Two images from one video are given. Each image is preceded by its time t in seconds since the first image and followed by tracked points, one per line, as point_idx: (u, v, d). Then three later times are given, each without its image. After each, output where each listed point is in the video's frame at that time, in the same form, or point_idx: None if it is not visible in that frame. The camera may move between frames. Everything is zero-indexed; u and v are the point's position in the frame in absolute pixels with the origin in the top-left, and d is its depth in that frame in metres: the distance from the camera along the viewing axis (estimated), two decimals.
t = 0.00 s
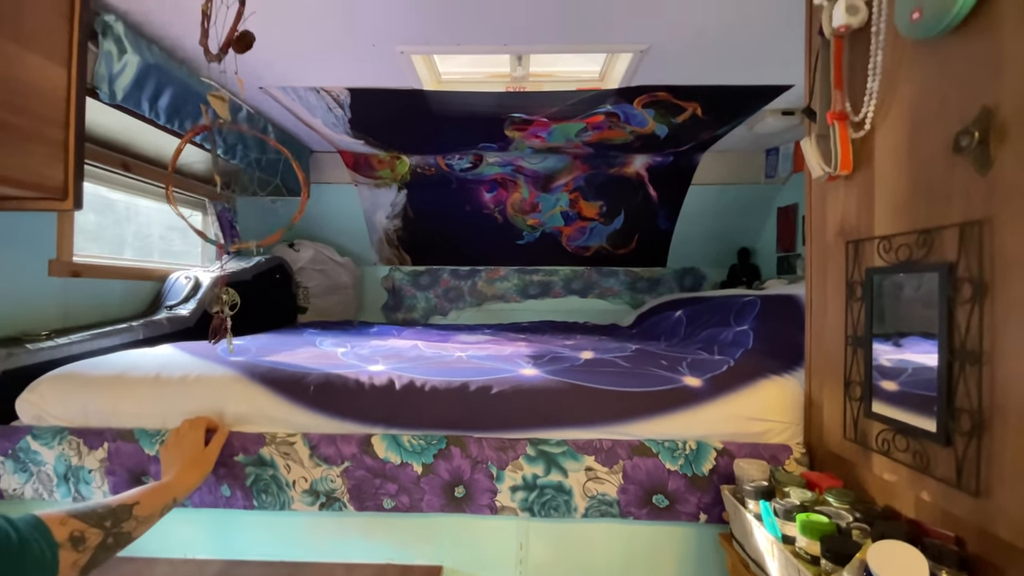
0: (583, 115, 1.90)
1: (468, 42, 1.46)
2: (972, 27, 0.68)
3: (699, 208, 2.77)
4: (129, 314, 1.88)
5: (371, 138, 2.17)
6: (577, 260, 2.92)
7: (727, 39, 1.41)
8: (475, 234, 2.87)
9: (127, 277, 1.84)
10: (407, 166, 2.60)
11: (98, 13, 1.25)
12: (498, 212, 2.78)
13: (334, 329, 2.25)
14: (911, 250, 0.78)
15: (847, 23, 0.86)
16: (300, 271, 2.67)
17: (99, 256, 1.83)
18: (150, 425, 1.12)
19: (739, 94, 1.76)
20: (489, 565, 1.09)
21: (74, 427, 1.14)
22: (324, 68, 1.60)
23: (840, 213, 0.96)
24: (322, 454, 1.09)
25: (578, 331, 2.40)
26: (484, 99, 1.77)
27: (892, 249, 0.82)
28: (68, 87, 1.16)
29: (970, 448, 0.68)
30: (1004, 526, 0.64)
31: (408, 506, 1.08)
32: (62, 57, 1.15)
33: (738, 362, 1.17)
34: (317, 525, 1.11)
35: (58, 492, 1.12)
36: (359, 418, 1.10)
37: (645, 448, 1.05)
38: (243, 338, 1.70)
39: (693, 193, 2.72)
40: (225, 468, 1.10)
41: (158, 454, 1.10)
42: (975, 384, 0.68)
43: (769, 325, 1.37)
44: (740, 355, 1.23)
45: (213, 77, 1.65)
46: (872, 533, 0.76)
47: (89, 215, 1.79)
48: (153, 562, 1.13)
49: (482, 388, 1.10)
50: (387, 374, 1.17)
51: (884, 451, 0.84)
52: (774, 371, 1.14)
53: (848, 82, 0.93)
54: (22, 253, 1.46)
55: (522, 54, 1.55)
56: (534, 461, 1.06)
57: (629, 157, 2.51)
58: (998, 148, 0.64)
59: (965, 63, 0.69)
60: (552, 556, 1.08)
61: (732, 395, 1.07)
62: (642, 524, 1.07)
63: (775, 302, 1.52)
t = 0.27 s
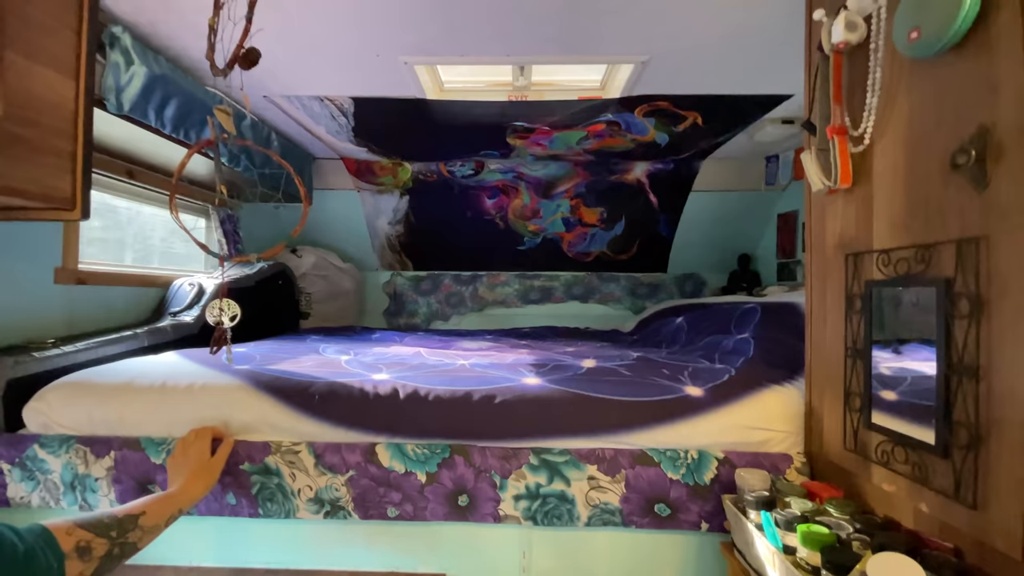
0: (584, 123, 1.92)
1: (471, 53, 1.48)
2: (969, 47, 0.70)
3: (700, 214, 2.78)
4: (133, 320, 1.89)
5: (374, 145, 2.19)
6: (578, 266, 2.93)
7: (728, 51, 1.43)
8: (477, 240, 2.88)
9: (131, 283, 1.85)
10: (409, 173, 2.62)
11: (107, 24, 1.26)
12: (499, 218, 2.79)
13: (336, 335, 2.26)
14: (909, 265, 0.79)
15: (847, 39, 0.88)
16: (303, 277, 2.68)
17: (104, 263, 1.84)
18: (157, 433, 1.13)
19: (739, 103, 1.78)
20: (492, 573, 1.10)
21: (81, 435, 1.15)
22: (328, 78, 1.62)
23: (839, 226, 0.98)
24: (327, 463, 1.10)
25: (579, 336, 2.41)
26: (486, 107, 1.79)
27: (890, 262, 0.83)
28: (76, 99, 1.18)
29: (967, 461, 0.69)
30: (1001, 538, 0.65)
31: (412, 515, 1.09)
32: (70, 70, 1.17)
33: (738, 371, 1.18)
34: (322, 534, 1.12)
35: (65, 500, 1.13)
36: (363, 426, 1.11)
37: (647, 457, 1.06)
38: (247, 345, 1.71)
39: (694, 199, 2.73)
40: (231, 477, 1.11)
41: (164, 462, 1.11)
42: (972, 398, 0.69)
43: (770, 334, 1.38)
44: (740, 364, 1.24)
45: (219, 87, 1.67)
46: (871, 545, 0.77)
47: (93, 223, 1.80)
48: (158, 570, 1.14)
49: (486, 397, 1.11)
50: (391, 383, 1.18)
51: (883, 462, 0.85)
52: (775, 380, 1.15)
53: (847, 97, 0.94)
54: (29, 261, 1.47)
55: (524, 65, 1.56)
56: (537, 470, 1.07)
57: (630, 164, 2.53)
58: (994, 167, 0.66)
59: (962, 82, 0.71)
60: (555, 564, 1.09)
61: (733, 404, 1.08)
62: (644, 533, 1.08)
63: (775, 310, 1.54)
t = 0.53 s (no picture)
0: (587, 132, 1.93)
1: (476, 65, 1.50)
2: (965, 72, 0.71)
3: (701, 222, 2.80)
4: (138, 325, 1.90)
5: (378, 152, 2.21)
6: (579, 272, 2.94)
7: (729, 64, 1.45)
8: (479, 246, 2.90)
9: (136, 288, 1.87)
10: (412, 179, 2.63)
11: (117, 35, 1.28)
12: (501, 224, 2.81)
13: (339, 339, 2.27)
14: (907, 282, 0.80)
15: (846, 59, 0.89)
16: (306, 281, 2.69)
17: (110, 268, 1.86)
18: (163, 439, 1.14)
19: (740, 114, 1.80)
20: None
21: (88, 441, 1.16)
22: (334, 88, 1.63)
23: (839, 241, 0.99)
24: (331, 471, 1.11)
25: (580, 343, 2.42)
26: (490, 116, 1.80)
27: (888, 279, 0.85)
28: (86, 109, 1.20)
29: (964, 477, 0.71)
30: (996, 554, 0.66)
31: (414, 523, 1.10)
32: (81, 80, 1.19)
33: (739, 382, 1.19)
34: (325, 540, 1.13)
35: (72, 506, 1.14)
36: (367, 434, 1.12)
37: (647, 468, 1.07)
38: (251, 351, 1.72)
39: (695, 207, 2.75)
40: (236, 483, 1.12)
41: (170, 469, 1.12)
42: (968, 415, 0.70)
43: (770, 344, 1.40)
44: (740, 375, 1.25)
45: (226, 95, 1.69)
46: (868, 559, 0.78)
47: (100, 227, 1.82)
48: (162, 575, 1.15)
49: (488, 406, 1.13)
50: (395, 391, 1.19)
51: (881, 476, 0.86)
52: (775, 392, 1.16)
53: (847, 115, 0.96)
54: (36, 266, 1.49)
55: (527, 76, 1.58)
56: (538, 480, 1.09)
57: (631, 172, 2.54)
58: (989, 190, 0.67)
59: (959, 105, 0.72)
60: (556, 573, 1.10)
61: (733, 416, 1.10)
62: (644, 542, 1.09)
63: (776, 320, 1.55)
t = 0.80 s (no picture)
0: (592, 141, 1.96)
1: (484, 76, 1.52)
2: (964, 98, 0.73)
3: (704, 229, 2.82)
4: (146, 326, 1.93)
5: (385, 158, 2.23)
6: (582, 277, 2.96)
7: (734, 77, 1.47)
8: (483, 250, 2.92)
9: (146, 289, 1.90)
10: (417, 183, 2.66)
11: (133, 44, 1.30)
12: (505, 229, 2.83)
13: (344, 342, 2.29)
14: (905, 300, 0.82)
15: (849, 80, 0.91)
16: (311, 283, 2.72)
17: (120, 270, 1.89)
18: (174, 441, 1.17)
19: (744, 126, 1.82)
20: None
21: (100, 442, 1.18)
22: (344, 95, 1.66)
23: (840, 257, 1.01)
24: (338, 474, 1.13)
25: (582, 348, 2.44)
26: (496, 124, 1.83)
27: (888, 296, 0.87)
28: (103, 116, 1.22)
29: (958, 492, 0.73)
30: (989, 568, 0.68)
31: (419, 527, 1.12)
32: (98, 88, 1.21)
33: (740, 392, 1.21)
34: (332, 543, 1.15)
35: (84, 505, 1.16)
36: (374, 439, 1.14)
37: (648, 476, 1.09)
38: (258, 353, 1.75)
39: (698, 214, 2.77)
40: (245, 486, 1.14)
41: (181, 470, 1.15)
42: (963, 432, 0.72)
43: (771, 354, 1.42)
44: (741, 384, 1.27)
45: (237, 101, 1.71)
46: (863, 569, 0.80)
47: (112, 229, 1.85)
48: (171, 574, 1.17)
49: (493, 413, 1.15)
50: (402, 397, 1.21)
51: (878, 488, 0.88)
52: (775, 402, 1.18)
53: (848, 133, 0.98)
54: (50, 269, 1.51)
55: (534, 86, 1.60)
56: (542, 486, 1.11)
57: (635, 179, 2.57)
58: (986, 213, 0.69)
59: (957, 129, 0.74)
60: None
61: (734, 426, 1.12)
62: (645, 549, 1.11)
63: (777, 330, 1.57)
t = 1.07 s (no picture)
0: (599, 147, 1.98)
1: (494, 84, 1.54)
2: (966, 115, 0.76)
3: (708, 234, 2.84)
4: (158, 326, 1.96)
5: (394, 162, 2.26)
6: (587, 280, 2.99)
7: (740, 88, 1.49)
8: (489, 253, 2.95)
9: (159, 290, 1.93)
10: (425, 187, 2.69)
11: (152, 51, 1.34)
12: (511, 232, 2.86)
13: (351, 343, 2.32)
14: (908, 311, 0.84)
15: (854, 95, 0.94)
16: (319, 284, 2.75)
17: (134, 271, 1.92)
18: (190, 440, 1.20)
19: (750, 134, 1.84)
20: None
21: (118, 440, 1.21)
22: (356, 102, 1.69)
23: (844, 267, 1.03)
24: (350, 475, 1.16)
25: (587, 351, 2.46)
26: (504, 130, 1.85)
27: (890, 307, 0.89)
28: (123, 123, 1.25)
29: (957, 499, 0.75)
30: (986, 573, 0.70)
31: (429, 527, 1.15)
32: (119, 95, 1.24)
33: (744, 398, 1.23)
34: (343, 542, 1.17)
35: (102, 502, 1.19)
36: (386, 441, 1.17)
37: (654, 479, 1.12)
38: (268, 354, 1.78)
39: (703, 220, 2.79)
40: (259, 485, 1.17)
41: (197, 469, 1.17)
42: (962, 441, 0.74)
43: (775, 360, 1.44)
44: (745, 390, 1.29)
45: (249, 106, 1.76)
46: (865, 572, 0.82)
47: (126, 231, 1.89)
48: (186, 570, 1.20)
49: (502, 416, 1.17)
50: (413, 399, 1.24)
51: (879, 494, 0.90)
52: (779, 409, 1.20)
53: (853, 146, 1.00)
54: (67, 270, 1.55)
55: (543, 95, 1.63)
56: (549, 488, 1.13)
57: (641, 184, 2.59)
58: (986, 229, 0.71)
59: (959, 147, 0.77)
60: None
61: (738, 431, 1.14)
62: (650, 551, 1.13)
63: (780, 336, 1.59)
